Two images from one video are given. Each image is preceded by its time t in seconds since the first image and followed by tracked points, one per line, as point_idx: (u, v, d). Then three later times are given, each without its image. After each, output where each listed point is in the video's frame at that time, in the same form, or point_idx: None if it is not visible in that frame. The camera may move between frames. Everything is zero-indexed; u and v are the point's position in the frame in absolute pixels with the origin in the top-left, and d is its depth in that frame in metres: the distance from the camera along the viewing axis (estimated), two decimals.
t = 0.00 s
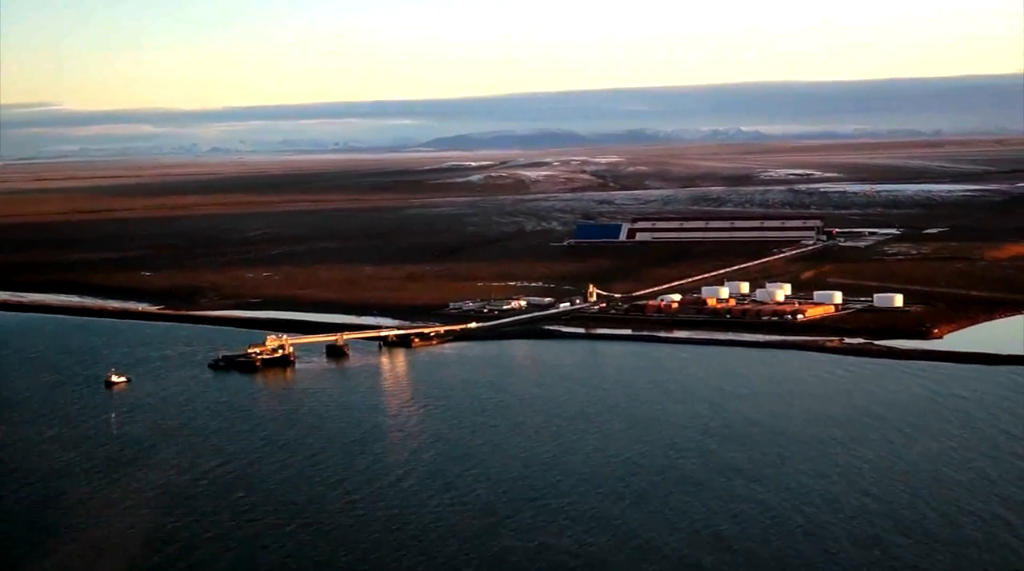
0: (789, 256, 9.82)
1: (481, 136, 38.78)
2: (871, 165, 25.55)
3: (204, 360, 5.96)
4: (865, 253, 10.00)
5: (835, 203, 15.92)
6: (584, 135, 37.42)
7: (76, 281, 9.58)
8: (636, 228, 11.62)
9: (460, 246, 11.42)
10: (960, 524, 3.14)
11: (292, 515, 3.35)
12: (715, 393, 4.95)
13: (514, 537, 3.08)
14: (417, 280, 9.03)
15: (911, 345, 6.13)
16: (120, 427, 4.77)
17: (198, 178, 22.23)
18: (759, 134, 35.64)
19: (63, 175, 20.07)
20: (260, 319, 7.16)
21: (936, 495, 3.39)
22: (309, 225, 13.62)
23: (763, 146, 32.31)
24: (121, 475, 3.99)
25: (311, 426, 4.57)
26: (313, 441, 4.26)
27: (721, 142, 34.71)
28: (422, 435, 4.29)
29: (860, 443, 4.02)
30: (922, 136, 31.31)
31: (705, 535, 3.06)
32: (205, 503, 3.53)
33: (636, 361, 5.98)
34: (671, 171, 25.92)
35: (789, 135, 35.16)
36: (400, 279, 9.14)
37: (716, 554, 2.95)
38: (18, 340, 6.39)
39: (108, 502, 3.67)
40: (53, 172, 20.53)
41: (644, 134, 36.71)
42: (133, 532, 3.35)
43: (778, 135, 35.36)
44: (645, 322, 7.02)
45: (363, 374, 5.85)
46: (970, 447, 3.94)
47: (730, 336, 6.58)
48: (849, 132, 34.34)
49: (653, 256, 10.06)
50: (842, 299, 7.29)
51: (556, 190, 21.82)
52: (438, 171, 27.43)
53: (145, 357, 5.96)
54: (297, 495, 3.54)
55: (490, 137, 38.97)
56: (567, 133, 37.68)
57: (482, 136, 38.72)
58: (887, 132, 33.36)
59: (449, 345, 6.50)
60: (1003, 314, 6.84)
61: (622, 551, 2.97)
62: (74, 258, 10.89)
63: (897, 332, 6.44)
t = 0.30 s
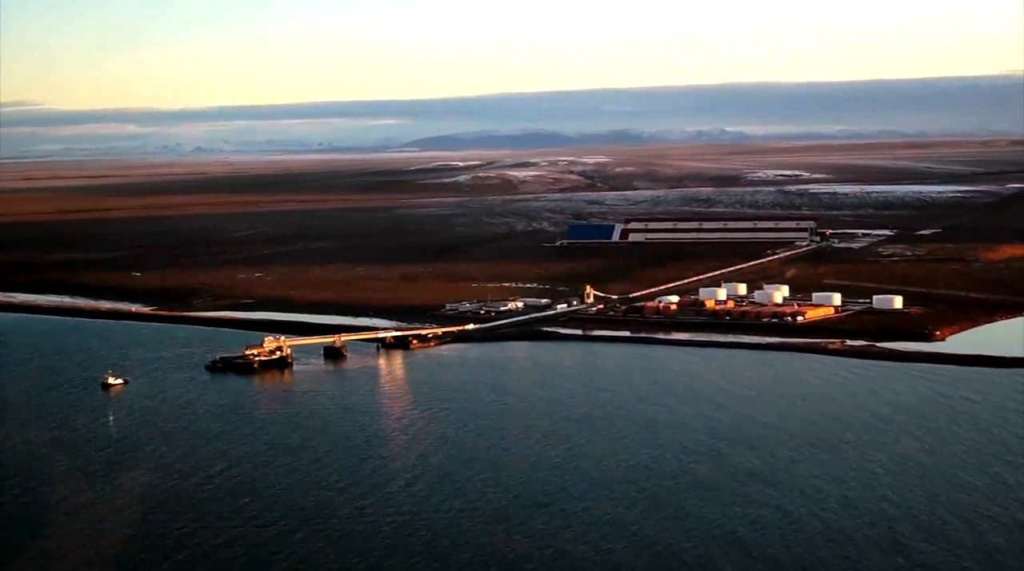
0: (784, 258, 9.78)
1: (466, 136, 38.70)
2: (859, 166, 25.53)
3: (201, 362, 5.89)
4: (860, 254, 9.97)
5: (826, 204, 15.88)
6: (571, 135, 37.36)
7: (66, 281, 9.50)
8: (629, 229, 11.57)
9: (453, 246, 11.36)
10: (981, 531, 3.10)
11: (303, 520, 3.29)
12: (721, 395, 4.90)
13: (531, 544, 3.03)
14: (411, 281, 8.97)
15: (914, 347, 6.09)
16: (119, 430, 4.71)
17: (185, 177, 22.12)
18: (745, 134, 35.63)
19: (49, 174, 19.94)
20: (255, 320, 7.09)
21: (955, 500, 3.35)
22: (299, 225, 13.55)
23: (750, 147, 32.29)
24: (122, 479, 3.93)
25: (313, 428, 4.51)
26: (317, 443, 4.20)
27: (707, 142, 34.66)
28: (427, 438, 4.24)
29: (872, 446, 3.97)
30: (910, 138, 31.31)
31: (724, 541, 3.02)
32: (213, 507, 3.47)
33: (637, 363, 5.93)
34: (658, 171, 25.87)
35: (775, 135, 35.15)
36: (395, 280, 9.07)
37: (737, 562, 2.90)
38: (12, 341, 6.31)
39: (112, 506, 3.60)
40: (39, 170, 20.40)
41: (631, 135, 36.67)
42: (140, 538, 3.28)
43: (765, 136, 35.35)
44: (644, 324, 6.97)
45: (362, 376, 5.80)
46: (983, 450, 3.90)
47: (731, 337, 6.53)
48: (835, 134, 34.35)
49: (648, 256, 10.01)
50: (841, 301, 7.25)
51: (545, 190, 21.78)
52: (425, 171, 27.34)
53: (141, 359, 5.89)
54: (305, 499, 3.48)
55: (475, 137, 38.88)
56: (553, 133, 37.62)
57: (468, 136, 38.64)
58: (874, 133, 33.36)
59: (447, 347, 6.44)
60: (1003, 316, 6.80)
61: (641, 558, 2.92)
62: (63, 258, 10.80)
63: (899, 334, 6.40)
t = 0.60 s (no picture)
0: (780, 259, 9.74)
1: (453, 138, 38.64)
2: (848, 168, 25.52)
3: (201, 365, 5.83)
4: (856, 256, 9.93)
5: (817, 206, 15.87)
6: (557, 137, 37.31)
7: (57, 283, 9.42)
8: (623, 231, 11.53)
9: (447, 249, 11.30)
10: (1008, 537, 3.07)
11: (319, 526, 3.24)
12: (730, 399, 4.86)
13: (554, 551, 2.99)
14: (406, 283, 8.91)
15: (919, 349, 6.06)
16: (120, 434, 4.65)
17: (171, 179, 22.02)
18: (732, 136, 35.62)
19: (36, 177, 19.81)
20: (253, 322, 7.03)
21: (978, 505, 3.32)
22: (289, 227, 13.46)
23: (737, 149, 32.28)
24: (125, 483, 3.87)
25: (318, 432, 4.45)
26: (324, 447, 4.14)
27: (694, 144, 34.66)
28: (435, 442, 4.18)
29: (889, 450, 3.93)
30: (898, 141, 31.35)
31: (749, 548, 2.98)
32: (225, 512, 3.42)
33: (641, 365, 5.88)
34: (647, 173, 25.82)
35: (762, 137, 35.14)
36: (390, 282, 9.01)
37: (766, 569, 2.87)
38: (7, 344, 6.24)
39: (122, 510, 3.54)
40: (25, 173, 20.26)
41: (618, 136, 36.63)
42: (153, 545, 3.22)
43: (752, 137, 35.34)
44: (645, 326, 6.92)
45: (363, 379, 5.75)
46: (1001, 454, 3.88)
47: (733, 340, 6.49)
48: (822, 136, 34.35)
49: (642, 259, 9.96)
50: (841, 303, 7.22)
51: (534, 192, 21.73)
52: (414, 173, 27.25)
53: (140, 362, 5.82)
54: (319, 504, 3.43)
55: (460, 138, 38.83)
56: (538, 135, 37.59)
57: (454, 138, 38.58)
58: (861, 135, 33.37)
59: (448, 350, 6.40)
60: (1005, 319, 6.78)
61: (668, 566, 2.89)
62: (55, 260, 10.71)
63: (902, 336, 6.37)
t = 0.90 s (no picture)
0: (776, 261, 9.71)
1: (442, 139, 38.60)
2: (838, 168, 25.54)
3: (201, 367, 5.78)
4: (852, 257, 9.91)
5: (812, 207, 15.85)
6: (546, 138, 37.28)
7: (52, 284, 9.37)
8: (619, 232, 11.50)
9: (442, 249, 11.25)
10: None
11: (333, 531, 3.20)
12: (737, 401, 4.82)
13: (575, 558, 2.95)
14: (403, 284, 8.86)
15: (923, 351, 6.04)
16: (123, 433, 4.60)
17: (161, 180, 21.95)
18: (721, 136, 35.63)
19: (24, 178, 19.71)
20: (251, 323, 6.97)
21: (999, 509, 3.29)
22: (282, 227, 13.41)
23: (727, 149, 32.27)
24: (130, 483, 3.81)
25: (324, 434, 4.40)
26: (331, 450, 4.10)
27: (684, 145, 34.67)
28: (443, 444, 4.14)
29: (902, 453, 3.90)
30: (889, 141, 31.37)
31: (772, 554, 2.95)
32: (236, 515, 3.37)
33: (645, 367, 5.84)
34: (638, 174, 25.80)
35: (751, 137, 35.15)
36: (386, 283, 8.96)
37: None
38: (4, 346, 6.18)
39: (130, 510, 3.48)
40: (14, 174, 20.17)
41: (607, 137, 36.61)
42: (164, 548, 3.18)
43: (741, 137, 35.34)
44: (646, 327, 6.89)
45: (365, 381, 5.70)
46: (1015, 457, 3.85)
47: (735, 342, 6.45)
48: (812, 136, 34.36)
49: (639, 259, 9.92)
50: (843, 305, 7.19)
51: (525, 193, 21.70)
52: (404, 173, 27.19)
53: (139, 364, 5.77)
54: (332, 508, 3.38)
55: (448, 138, 38.79)
56: (526, 136, 37.55)
57: (443, 139, 38.54)
58: (850, 135, 33.40)
59: (449, 352, 6.35)
60: (1008, 320, 6.74)
61: None
62: (48, 261, 10.64)
63: (905, 337, 6.34)
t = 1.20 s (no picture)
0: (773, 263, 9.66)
1: (430, 140, 38.55)
2: (827, 169, 25.54)
3: (199, 371, 5.72)
4: (848, 259, 9.87)
5: (803, 208, 15.81)
6: (533, 139, 37.25)
7: (43, 286, 9.29)
8: (613, 233, 11.45)
9: (435, 251, 11.20)
10: None
11: (345, 538, 3.15)
12: (744, 404, 4.78)
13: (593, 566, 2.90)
14: (399, 286, 8.80)
15: (926, 353, 6.00)
16: (124, 437, 4.54)
17: (150, 181, 21.89)
18: (709, 137, 35.63)
19: (12, 179, 19.60)
20: (248, 326, 6.91)
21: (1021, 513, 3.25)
22: (273, 229, 13.34)
23: (715, 150, 32.26)
24: (134, 487, 3.76)
25: (329, 439, 4.34)
26: (337, 455, 4.04)
27: (671, 146, 34.66)
28: (451, 448, 4.09)
29: (917, 456, 3.86)
30: (876, 141, 31.39)
31: (794, 561, 2.91)
32: (245, 522, 3.31)
33: (646, 370, 5.79)
34: (627, 175, 25.79)
35: (738, 139, 35.15)
36: (381, 285, 8.90)
37: None
38: None
39: (136, 516, 3.42)
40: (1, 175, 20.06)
41: (594, 137, 36.59)
42: (173, 556, 3.12)
43: (728, 138, 35.33)
44: (646, 330, 6.84)
45: (365, 384, 5.64)
46: None
47: (736, 345, 6.41)
48: (800, 136, 34.37)
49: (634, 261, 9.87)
50: (842, 307, 7.15)
51: (514, 195, 21.64)
52: (393, 174, 27.12)
53: (136, 367, 5.71)
54: (343, 516, 3.33)
55: (434, 139, 38.71)
56: (512, 136, 37.49)
57: (431, 140, 38.50)
58: (838, 136, 33.43)
59: (448, 354, 6.30)
60: (1009, 322, 6.70)
61: None
62: (38, 263, 10.57)
63: (908, 340, 6.29)
